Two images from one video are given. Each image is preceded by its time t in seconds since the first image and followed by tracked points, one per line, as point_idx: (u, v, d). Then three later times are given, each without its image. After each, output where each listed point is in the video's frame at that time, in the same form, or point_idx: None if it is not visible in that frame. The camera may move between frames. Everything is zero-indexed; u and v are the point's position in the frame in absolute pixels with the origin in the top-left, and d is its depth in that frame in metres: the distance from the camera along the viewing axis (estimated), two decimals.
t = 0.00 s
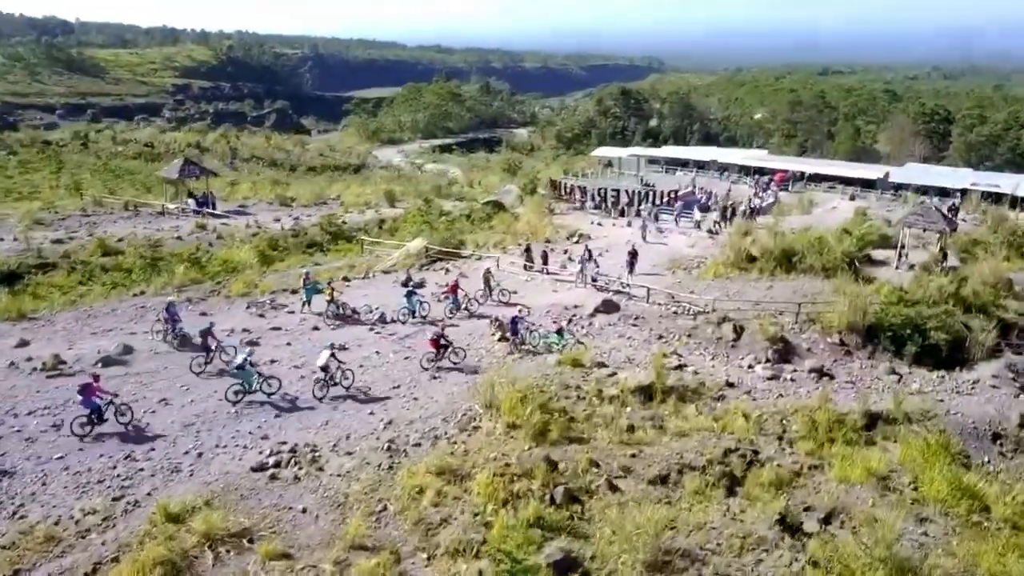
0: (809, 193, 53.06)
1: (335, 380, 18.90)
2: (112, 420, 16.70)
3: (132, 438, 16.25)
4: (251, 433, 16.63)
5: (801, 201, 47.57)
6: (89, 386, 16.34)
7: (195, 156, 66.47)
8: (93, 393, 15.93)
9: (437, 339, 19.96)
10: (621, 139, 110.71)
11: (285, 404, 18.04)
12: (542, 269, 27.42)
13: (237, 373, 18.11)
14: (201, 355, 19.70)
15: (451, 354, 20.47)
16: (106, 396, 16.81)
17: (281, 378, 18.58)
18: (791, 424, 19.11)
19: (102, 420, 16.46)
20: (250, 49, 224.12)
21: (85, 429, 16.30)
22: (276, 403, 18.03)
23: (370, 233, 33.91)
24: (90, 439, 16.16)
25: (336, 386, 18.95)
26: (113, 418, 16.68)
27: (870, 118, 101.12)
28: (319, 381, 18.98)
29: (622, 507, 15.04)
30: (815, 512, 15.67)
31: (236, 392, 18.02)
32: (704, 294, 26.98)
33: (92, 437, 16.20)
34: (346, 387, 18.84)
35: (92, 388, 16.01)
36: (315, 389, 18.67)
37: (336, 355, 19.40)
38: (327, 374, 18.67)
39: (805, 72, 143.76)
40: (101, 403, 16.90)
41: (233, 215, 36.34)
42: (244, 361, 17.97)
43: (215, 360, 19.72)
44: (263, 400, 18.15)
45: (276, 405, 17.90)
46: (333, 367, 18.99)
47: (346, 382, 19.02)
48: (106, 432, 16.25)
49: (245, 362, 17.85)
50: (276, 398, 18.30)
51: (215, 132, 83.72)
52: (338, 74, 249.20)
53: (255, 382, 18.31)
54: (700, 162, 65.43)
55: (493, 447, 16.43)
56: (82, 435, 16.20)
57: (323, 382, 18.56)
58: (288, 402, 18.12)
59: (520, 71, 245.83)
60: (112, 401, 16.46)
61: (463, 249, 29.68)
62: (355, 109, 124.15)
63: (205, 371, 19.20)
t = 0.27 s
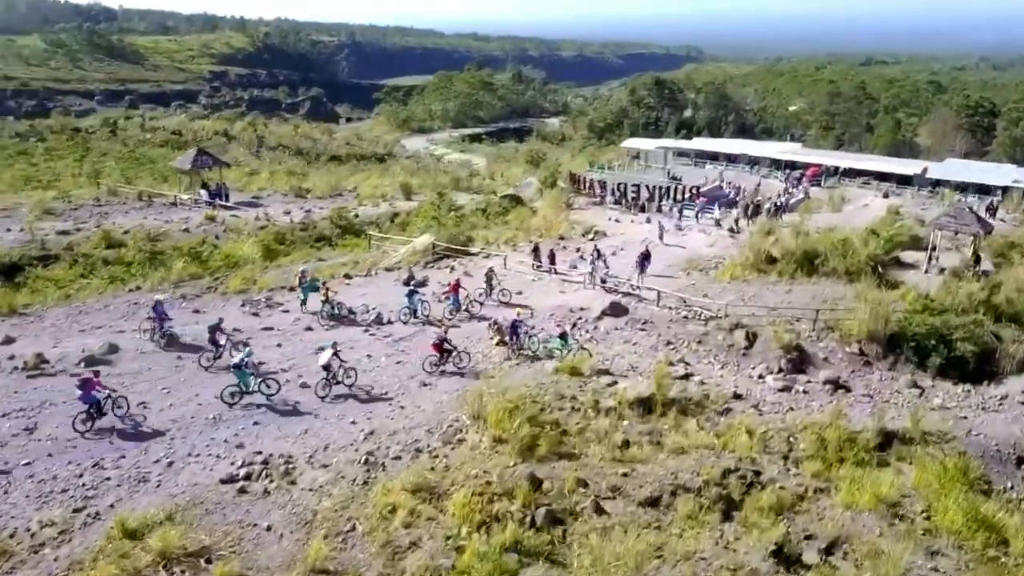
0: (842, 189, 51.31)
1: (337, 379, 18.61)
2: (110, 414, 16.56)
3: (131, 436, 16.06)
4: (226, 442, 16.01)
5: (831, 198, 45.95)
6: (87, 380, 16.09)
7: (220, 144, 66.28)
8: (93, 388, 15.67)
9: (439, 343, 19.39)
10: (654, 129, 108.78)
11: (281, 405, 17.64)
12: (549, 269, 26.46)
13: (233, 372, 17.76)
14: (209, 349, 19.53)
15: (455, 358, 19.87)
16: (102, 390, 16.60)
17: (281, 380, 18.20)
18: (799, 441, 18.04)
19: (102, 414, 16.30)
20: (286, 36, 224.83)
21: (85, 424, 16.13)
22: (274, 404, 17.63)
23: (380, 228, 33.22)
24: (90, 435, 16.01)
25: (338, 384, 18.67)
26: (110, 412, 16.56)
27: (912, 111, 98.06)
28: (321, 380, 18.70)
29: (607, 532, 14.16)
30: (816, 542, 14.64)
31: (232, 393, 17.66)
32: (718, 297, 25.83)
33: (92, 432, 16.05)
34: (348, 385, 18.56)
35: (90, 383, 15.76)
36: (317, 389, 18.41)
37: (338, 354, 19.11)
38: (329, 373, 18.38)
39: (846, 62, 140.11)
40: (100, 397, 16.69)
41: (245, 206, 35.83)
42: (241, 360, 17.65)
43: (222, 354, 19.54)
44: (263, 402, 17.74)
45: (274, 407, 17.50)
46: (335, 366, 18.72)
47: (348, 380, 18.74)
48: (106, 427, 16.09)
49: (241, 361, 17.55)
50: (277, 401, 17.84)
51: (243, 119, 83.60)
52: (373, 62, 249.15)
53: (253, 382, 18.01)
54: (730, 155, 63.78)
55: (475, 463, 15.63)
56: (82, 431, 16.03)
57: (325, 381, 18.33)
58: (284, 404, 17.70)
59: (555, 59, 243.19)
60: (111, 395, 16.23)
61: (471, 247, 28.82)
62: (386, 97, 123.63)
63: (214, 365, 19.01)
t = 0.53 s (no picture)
0: (879, 185, 49.54)
1: (344, 373, 18.38)
2: (114, 404, 16.58)
3: (134, 427, 16.03)
4: (202, 445, 15.52)
5: (867, 194, 44.32)
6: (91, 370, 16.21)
7: (249, 130, 66.26)
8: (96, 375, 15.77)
9: (445, 343, 18.89)
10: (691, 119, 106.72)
11: (283, 406, 17.20)
12: (559, 267, 25.62)
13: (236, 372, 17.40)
14: (226, 340, 19.51)
15: (462, 359, 19.37)
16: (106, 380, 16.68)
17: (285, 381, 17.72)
18: (806, 458, 17.06)
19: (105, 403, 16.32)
20: (327, 21, 225.33)
21: (88, 413, 16.15)
22: (275, 405, 17.19)
23: (394, 220, 32.62)
24: (94, 424, 16.01)
25: (345, 378, 18.46)
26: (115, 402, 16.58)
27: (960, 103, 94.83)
28: (328, 374, 18.50)
29: (589, 555, 13.40)
30: (814, 572, 13.72)
31: (234, 391, 17.33)
32: (734, 300, 24.77)
33: (96, 421, 16.06)
34: (355, 380, 18.35)
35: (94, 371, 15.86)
36: (324, 382, 18.21)
37: (344, 348, 19.01)
38: (336, 368, 18.11)
39: (893, 52, 136.21)
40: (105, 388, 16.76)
41: (261, 195, 35.47)
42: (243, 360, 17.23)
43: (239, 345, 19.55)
44: (264, 403, 17.30)
45: (277, 407, 17.07)
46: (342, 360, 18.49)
47: (355, 374, 18.53)
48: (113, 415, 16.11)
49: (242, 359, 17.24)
50: (278, 401, 17.41)
51: (276, 105, 83.62)
52: (413, 47, 248.83)
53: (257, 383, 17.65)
54: (765, 148, 62.08)
55: (456, 476, 14.95)
56: (86, 420, 16.04)
57: (332, 376, 18.05)
58: (286, 404, 17.25)
59: (595, 48, 240.27)
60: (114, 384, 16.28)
61: (482, 242, 28.08)
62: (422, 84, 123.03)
63: (230, 356, 19.03)
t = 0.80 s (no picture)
0: (918, 179, 47.77)
1: (350, 361, 18.24)
2: (121, 389, 16.67)
3: (138, 413, 16.09)
4: (180, 444, 15.17)
5: (903, 188, 42.69)
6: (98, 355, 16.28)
7: (279, 113, 66.12)
8: (104, 361, 15.84)
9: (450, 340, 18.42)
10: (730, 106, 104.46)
11: (288, 402, 16.91)
12: (569, 262, 24.89)
13: (236, 365, 17.20)
14: (242, 326, 19.57)
15: (468, 357, 18.85)
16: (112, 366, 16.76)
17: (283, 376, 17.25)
18: (810, 473, 16.18)
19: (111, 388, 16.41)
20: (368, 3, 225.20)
21: (94, 398, 16.25)
22: (277, 401, 16.88)
23: (408, 209, 32.07)
24: (100, 409, 16.09)
25: (352, 367, 18.35)
26: (121, 387, 16.66)
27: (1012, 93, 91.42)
28: (334, 362, 18.40)
29: (566, 573, 12.77)
30: None
31: (233, 384, 17.18)
32: (750, 300, 23.81)
33: (102, 407, 16.13)
34: (362, 369, 18.26)
35: (102, 357, 15.91)
36: (332, 370, 18.10)
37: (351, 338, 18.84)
38: (343, 357, 17.98)
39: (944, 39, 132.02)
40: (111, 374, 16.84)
41: (277, 181, 35.12)
42: (245, 354, 17.03)
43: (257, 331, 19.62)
44: (265, 398, 17.02)
45: (280, 403, 16.80)
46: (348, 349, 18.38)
47: (362, 363, 18.40)
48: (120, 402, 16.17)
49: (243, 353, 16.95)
50: (279, 396, 17.10)
51: (309, 88, 83.46)
52: (453, 31, 247.77)
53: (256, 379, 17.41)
54: (801, 138, 60.34)
55: (436, 484, 14.39)
56: (92, 405, 16.11)
57: (338, 364, 18.01)
58: (289, 400, 16.95)
59: (637, 32, 237.05)
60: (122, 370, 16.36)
61: (493, 234, 27.43)
62: (458, 68, 122.16)
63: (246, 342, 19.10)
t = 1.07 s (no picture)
0: (961, 173, 45.96)
1: (358, 347, 18.19)
2: (135, 368, 16.88)
3: (150, 394, 16.28)
4: (161, 437, 14.92)
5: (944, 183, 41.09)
6: (110, 337, 16.47)
7: (312, 95, 65.93)
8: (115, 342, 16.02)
9: (458, 334, 18.06)
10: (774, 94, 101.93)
11: (292, 395, 16.60)
12: (581, 256, 24.23)
13: (238, 356, 16.76)
14: (265, 312, 19.57)
15: (475, 352, 18.51)
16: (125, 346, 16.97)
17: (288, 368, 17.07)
18: (812, 487, 15.42)
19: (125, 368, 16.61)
20: None
21: (107, 378, 16.47)
22: (280, 393, 16.63)
23: (426, 196, 31.61)
24: (113, 389, 16.31)
25: (359, 352, 18.32)
26: (134, 367, 16.89)
27: None
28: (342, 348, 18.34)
29: None
30: None
31: (236, 376, 16.85)
32: (767, 299, 22.94)
33: (115, 386, 16.37)
34: (369, 354, 18.23)
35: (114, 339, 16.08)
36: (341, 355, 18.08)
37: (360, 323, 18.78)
38: (352, 342, 17.94)
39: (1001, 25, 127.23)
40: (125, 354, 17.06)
41: (298, 165, 34.88)
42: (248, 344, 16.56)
43: (280, 318, 19.62)
44: (267, 391, 16.75)
45: (281, 396, 16.54)
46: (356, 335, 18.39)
47: (368, 349, 18.37)
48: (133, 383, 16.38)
49: (247, 346, 16.51)
50: (282, 390, 16.83)
51: (345, 70, 83.16)
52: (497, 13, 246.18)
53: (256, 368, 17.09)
54: (841, 129, 58.54)
55: (415, 488, 13.96)
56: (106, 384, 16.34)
57: (347, 350, 17.96)
58: (292, 394, 16.66)
59: (683, 16, 233.15)
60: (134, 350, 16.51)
61: (506, 225, 26.87)
62: (497, 52, 121.05)
63: (269, 329, 19.14)
